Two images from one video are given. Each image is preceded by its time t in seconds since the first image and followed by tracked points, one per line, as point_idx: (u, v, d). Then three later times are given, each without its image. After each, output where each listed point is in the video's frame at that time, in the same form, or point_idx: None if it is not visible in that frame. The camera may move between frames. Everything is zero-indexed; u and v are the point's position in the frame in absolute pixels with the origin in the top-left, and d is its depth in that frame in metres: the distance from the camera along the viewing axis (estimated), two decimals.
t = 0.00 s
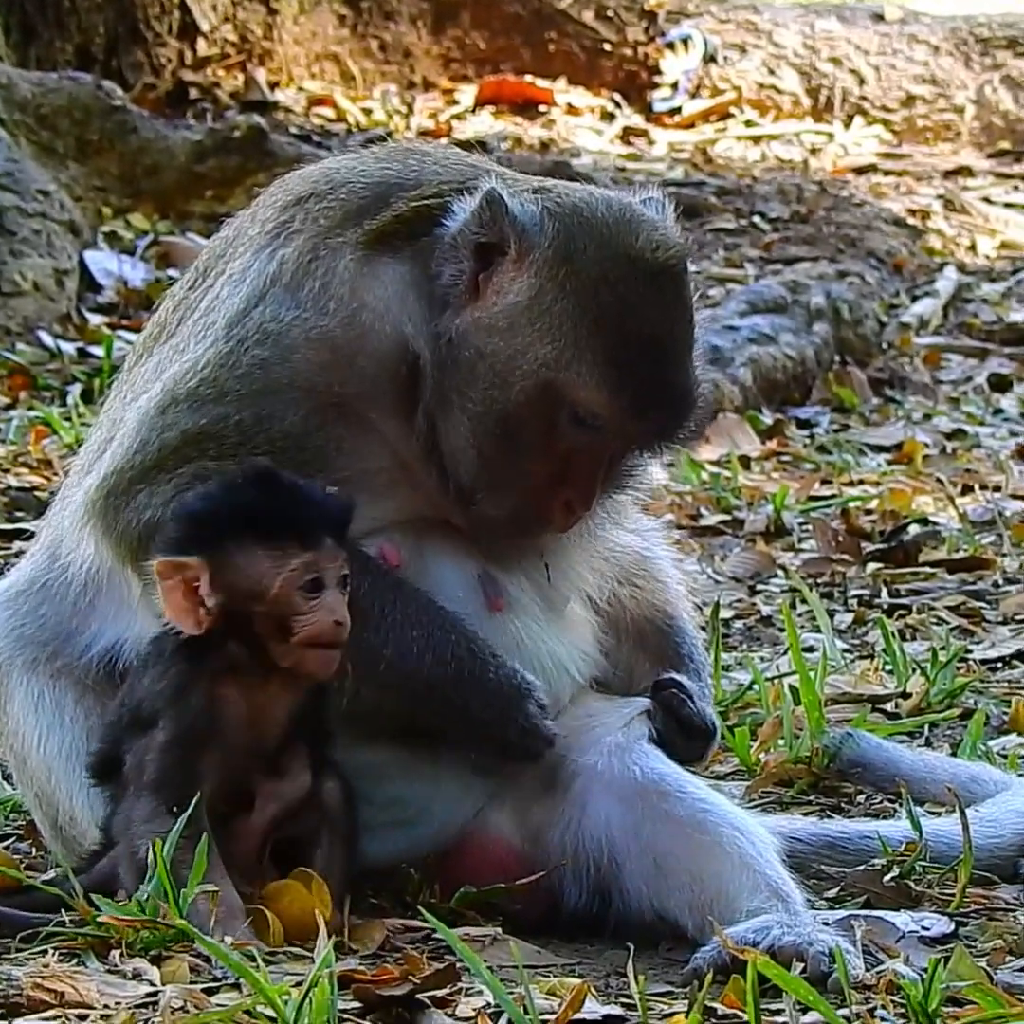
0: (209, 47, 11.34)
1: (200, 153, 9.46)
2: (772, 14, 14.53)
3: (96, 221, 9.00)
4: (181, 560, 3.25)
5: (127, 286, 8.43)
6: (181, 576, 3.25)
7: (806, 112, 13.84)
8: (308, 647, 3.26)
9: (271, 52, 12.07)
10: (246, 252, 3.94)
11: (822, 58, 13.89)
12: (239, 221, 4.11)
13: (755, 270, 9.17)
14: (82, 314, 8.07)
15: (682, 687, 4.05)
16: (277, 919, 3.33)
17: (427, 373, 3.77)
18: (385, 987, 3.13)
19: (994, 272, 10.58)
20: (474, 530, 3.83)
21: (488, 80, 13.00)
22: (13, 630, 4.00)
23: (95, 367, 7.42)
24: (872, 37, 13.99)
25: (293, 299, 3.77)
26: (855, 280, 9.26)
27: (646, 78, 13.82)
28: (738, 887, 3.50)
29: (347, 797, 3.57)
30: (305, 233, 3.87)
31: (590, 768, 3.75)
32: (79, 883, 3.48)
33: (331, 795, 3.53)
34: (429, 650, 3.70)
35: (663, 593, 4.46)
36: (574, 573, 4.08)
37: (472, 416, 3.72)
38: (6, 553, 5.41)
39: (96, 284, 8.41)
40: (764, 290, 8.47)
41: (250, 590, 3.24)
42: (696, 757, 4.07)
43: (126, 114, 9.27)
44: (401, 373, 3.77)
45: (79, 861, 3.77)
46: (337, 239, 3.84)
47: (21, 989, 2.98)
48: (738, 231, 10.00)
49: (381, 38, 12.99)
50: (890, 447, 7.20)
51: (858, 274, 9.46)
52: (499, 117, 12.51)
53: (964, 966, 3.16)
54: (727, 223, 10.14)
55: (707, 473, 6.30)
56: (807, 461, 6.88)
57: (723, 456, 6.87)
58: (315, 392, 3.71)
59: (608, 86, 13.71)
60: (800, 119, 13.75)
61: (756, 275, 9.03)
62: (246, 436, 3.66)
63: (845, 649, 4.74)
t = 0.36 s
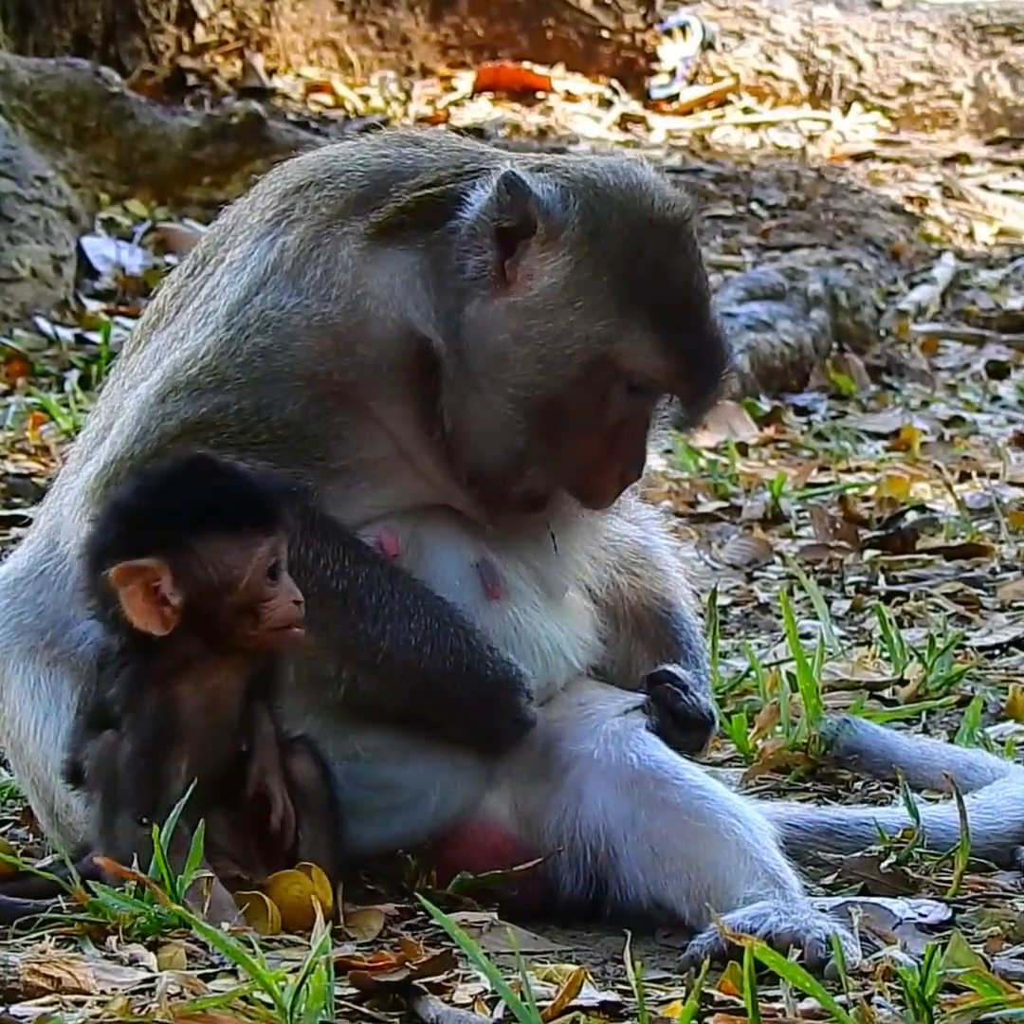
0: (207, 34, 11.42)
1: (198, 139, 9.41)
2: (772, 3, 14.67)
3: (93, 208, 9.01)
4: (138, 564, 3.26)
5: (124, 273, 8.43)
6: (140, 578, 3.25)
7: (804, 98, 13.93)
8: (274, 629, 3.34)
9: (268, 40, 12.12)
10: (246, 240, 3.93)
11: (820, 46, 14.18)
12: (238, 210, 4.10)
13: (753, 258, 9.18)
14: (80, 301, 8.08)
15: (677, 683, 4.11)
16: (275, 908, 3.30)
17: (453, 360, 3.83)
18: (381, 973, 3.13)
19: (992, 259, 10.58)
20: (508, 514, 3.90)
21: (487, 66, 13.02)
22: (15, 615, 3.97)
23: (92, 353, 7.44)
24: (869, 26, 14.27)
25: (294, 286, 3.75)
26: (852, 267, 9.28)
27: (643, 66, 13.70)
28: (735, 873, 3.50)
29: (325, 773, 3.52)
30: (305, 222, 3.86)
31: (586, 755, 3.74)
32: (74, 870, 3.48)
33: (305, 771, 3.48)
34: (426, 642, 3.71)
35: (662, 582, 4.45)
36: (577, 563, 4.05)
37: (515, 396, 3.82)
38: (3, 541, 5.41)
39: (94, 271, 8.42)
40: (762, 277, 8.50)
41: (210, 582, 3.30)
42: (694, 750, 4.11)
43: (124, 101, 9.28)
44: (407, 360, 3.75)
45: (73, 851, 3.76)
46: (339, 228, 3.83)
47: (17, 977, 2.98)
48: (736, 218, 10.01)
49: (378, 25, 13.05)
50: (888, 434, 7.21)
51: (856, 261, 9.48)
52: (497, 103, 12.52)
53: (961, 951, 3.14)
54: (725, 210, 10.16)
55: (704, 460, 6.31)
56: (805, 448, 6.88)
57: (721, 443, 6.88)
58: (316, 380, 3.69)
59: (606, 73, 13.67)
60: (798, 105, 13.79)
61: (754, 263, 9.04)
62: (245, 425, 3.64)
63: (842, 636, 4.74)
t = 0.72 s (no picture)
0: (207, 24, 11.55)
1: (197, 130, 9.48)
2: None
3: (94, 198, 9.02)
4: (138, 556, 3.21)
5: (124, 263, 8.43)
6: (141, 570, 3.21)
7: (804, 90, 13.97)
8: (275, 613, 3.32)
9: (270, 30, 12.12)
10: (251, 226, 3.91)
11: (819, 39, 14.26)
12: (239, 199, 4.09)
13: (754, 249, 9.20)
14: (80, 291, 8.08)
15: (678, 688, 4.08)
16: (274, 899, 3.31)
17: (487, 329, 3.84)
18: (379, 963, 3.14)
19: (992, 252, 10.58)
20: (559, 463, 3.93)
21: (487, 56, 12.97)
22: (16, 608, 3.96)
23: (92, 344, 7.47)
24: (870, 18, 14.43)
25: (307, 267, 3.74)
26: (851, 260, 9.32)
27: (642, 58, 13.60)
28: (734, 865, 3.50)
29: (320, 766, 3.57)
30: (314, 206, 3.84)
31: (585, 746, 3.73)
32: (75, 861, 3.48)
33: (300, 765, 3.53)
34: (427, 637, 3.67)
35: (664, 583, 4.43)
36: (574, 556, 4.03)
37: (574, 345, 3.84)
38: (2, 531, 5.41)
39: (94, 261, 8.44)
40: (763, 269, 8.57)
41: (214, 567, 3.25)
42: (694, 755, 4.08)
43: (125, 92, 9.28)
44: (416, 339, 3.76)
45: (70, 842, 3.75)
46: (350, 214, 3.82)
47: (17, 966, 2.98)
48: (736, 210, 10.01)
49: (378, 16, 12.88)
50: (887, 426, 7.21)
51: (856, 253, 9.53)
52: (497, 94, 12.51)
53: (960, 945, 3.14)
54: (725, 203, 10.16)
55: (703, 452, 6.31)
56: (804, 440, 6.89)
57: (720, 435, 6.88)
58: (330, 363, 3.69)
59: (606, 65, 13.50)
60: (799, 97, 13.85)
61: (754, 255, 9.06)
62: (254, 412, 3.64)
63: (841, 629, 4.74)
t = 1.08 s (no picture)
0: (212, 19, 11.58)
1: (201, 125, 9.48)
2: None
3: (98, 192, 9.03)
4: (186, 538, 3.16)
5: (128, 257, 8.44)
6: (188, 553, 3.16)
7: (808, 86, 14.00)
8: (321, 604, 3.28)
9: (273, 25, 12.20)
10: (264, 215, 3.91)
11: (824, 35, 14.28)
12: (252, 193, 4.09)
13: (760, 244, 9.22)
14: (83, 285, 8.08)
15: (683, 698, 4.03)
16: (278, 895, 3.32)
17: (508, 308, 3.85)
18: (383, 962, 3.13)
19: (995, 247, 10.58)
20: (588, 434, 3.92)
21: (490, 53, 12.98)
22: (25, 603, 3.98)
23: (96, 338, 7.47)
24: (874, 15, 14.39)
25: (323, 253, 3.73)
26: (856, 256, 9.35)
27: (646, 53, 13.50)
28: (738, 863, 3.50)
29: (327, 767, 3.58)
30: (328, 196, 3.84)
31: (591, 743, 3.73)
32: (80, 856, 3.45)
33: (308, 763, 3.53)
34: (427, 636, 3.69)
35: (672, 588, 4.38)
36: (584, 556, 4.01)
37: (598, 309, 3.84)
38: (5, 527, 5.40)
39: (99, 257, 8.44)
40: (766, 264, 8.59)
41: (261, 553, 3.21)
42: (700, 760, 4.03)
43: (128, 86, 9.27)
44: (428, 322, 3.76)
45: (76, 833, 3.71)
46: (362, 202, 3.82)
47: (20, 962, 2.98)
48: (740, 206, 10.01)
49: (383, 12, 13.13)
50: (891, 422, 7.21)
51: (860, 249, 9.55)
52: (501, 90, 12.51)
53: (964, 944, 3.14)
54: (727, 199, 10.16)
55: (707, 449, 6.31)
56: (807, 437, 6.89)
57: (724, 431, 6.88)
58: (347, 348, 3.69)
59: (610, 61, 13.34)
60: (801, 93, 13.87)
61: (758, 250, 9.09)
62: (267, 399, 3.63)
63: (845, 626, 4.75)
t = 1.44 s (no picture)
0: (225, 14, 11.54)
1: (214, 119, 9.44)
2: None
3: (111, 187, 9.05)
4: (272, 543, 3.26)
5: (140, 252, 8.47)
6: (274, 557, 3.25)
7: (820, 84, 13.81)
8: (405, 619, 3.38)
9: (287, 20, 12.22)
10: (276, 210, 3.90)
11: (837, 33, 14.00)
12: (262, 189, 4.09)
13: (771, 242, 9.24)
14: (96, 279, 8.09)
15: (696, 694, 4.03)
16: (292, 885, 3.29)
17: (525, 299, 3.82)
18: (397, 957, 3.11)
19: (1007, 246, 10.58)
20: (605, 418, 3.94)
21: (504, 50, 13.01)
22: (34, 599, 3.97)
23: (109, 332, 7.48)
24: (887, 12, 14.14)
25: (337, 245, 3.72)
26: (868, 253, 9.38)
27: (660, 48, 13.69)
28: (751, 860, 3.48)
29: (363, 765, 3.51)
30: (339, 190, 3.83)
31: (605, 739, 3.72)
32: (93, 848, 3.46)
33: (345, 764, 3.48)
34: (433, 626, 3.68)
35: (684, 582, 4.37)
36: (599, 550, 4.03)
37: (614, 293, 3.82)
38: (19, 522, 5.40)
39: (111, 250, 8.48)
40: (778, 261, 8.60)
41: (346, 564, 3.31)
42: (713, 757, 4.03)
43: (142, 81, 9.28)
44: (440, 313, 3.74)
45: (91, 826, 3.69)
46: (375, 196, 3.80)
47: (35, 956, 2.98)
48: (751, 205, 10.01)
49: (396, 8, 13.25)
50: (903, 419, 7.21)
51: (873, 246, 9.56)
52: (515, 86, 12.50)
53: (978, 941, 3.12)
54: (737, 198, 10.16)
55: (721, 445, 6.32)
56: (820, 434, 6.90)
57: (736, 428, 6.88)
58: (363, 340, 3.66)
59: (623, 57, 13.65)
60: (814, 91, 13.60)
61: (769, 247, 9.12)
62: (281, 393, 3.62)
63: (858, 623, 4.74)
